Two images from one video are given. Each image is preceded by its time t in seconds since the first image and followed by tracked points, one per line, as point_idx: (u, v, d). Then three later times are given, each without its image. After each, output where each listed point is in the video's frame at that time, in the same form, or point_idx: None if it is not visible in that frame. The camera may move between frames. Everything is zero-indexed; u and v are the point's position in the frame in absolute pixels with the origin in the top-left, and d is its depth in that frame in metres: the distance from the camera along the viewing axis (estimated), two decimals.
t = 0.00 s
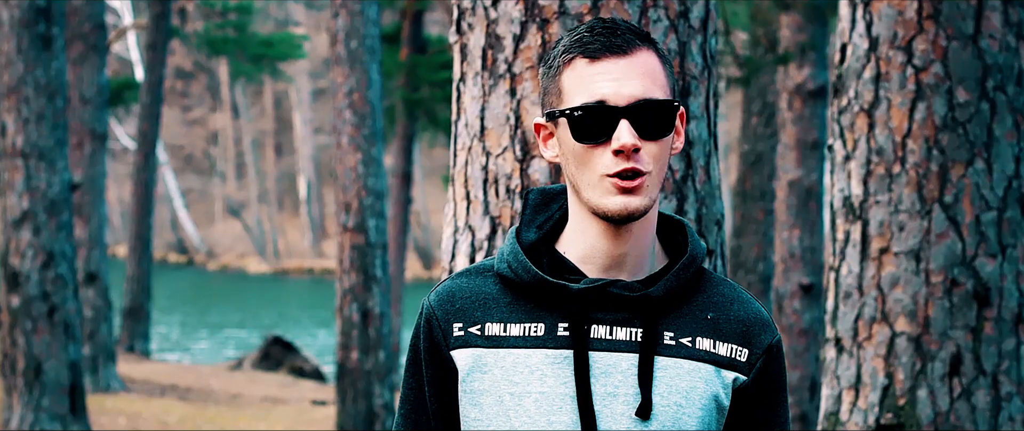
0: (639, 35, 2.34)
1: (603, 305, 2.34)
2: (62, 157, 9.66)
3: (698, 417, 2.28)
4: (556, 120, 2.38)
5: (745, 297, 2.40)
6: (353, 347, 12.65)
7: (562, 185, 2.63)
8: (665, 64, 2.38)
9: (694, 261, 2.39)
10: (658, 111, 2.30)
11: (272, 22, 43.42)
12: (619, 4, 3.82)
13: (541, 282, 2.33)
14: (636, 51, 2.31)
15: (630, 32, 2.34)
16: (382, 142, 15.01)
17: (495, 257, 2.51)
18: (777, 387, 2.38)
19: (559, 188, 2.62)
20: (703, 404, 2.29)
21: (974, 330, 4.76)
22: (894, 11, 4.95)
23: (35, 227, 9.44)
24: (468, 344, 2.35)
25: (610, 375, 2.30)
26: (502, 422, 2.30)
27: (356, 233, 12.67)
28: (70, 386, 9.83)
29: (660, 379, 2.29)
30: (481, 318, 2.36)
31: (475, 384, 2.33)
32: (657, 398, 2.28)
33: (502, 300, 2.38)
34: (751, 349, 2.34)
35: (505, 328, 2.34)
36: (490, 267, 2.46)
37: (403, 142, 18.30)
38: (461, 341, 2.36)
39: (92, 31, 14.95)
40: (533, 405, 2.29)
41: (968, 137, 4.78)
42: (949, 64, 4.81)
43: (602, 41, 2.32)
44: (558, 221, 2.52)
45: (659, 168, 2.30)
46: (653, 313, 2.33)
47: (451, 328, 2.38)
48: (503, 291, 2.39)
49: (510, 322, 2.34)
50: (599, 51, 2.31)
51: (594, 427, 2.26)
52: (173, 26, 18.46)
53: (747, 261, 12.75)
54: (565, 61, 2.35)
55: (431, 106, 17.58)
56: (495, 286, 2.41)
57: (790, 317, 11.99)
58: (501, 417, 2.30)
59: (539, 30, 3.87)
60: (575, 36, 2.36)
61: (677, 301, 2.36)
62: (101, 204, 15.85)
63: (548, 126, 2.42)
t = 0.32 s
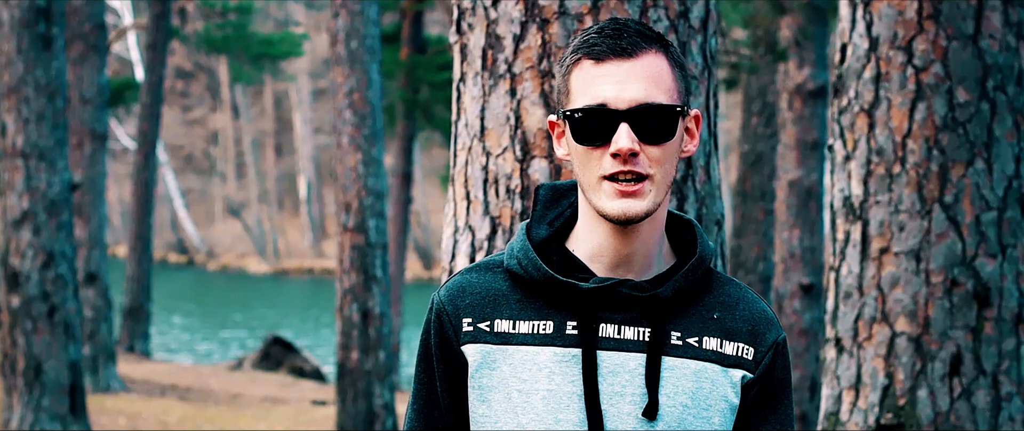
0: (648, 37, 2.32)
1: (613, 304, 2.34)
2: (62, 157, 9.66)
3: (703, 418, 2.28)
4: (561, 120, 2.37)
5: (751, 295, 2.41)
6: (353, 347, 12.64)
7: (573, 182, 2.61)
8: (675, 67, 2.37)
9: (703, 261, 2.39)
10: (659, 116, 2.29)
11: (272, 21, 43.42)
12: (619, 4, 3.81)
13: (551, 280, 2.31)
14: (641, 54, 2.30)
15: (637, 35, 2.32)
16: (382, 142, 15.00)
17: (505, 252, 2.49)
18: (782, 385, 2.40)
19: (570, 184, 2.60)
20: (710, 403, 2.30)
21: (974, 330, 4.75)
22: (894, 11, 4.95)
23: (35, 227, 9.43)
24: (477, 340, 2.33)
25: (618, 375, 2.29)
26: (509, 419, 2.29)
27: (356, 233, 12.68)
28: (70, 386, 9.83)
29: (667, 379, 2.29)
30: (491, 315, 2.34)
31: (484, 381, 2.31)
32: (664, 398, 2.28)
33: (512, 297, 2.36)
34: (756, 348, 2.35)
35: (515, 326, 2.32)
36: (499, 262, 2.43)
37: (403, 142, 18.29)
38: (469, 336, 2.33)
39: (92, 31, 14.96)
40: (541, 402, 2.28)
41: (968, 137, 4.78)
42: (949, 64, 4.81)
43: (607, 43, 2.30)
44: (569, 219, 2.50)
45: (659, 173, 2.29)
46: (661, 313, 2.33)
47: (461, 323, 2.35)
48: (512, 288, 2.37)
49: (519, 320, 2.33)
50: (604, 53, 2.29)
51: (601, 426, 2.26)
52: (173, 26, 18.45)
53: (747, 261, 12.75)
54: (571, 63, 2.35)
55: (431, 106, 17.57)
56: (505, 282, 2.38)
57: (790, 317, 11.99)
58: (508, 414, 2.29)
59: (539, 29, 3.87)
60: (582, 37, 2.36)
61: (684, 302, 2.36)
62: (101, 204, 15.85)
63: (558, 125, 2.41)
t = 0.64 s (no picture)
0: (641, 42, 2.29)
1: (617, 306, 2.33)
2: (62, 157, 9.66)
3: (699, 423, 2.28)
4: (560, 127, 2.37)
5: (759, 305, 2.41)
6: (353, 347, 12.63)
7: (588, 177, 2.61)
8: (674, 69, 2.32)
9: (712, 267, 2.38)
10: (653, 123, 2.26)
11: (271, 21, 43.40)
12: (619, 4, 3.81)
13: (557, 279, 2.31)
14: (633, 60, 2.27)
15: (630, 41, 2.29)
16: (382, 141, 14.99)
17: (515, 246, 2.50)
18: (783, 397, 2.40)
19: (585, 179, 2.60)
20: (705, 411, 2.29)
21: (974, 330, 4.75)
22: (894, 11, 4.95)
23: (35, 227, 9.43)
24: (480, 334, 2.33)
25: (617, 378, 2.29)
26: (506, 415, 2.29)
27: (356, 233, 12.69)
28: (70, 386, 9.83)
29: (666, 385, 2.29)
30: (495, 309, 2.34)
31: (483, 375, 2.31)
32: (661, 404, 2.27)
33: (518, 292, 2.36)
34: (759, 360, 2.35)
35: (518, 322, 2.32)
36: (508, 257, 2.45)
37: (403, 142, 18.28)
38: (473, 330, 2.34)
39: (92, 31, 14.96)
40: (538, 400, 2.28)
41: (967, 137, 4.78)
42: (949, 64, 4.81)
43: (601, 52, 2.28)
44: (580, 218, 2.51)
45: (656, 180, 2.27)
46: (664, 319, 2.32)
47: (466, 315, 2.36)
48: (519, 284, 2.37)
49: (523, 316, 2.32)
50: (597, 61, 2.27)
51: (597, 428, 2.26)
52: (173, 26, 18.44)
53: (747, 261, 12.74)
54: (568, 72, 2.34)
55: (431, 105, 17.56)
56: (512, 277, 2.39)
57: (790, 316, 12.01)
58: (506, 410, 2.29)
59: (539, 29, 3.86)
60: (579, 45, 2.34)
61: (689, 308, 2.35)
62: (101, 204, 15.86)
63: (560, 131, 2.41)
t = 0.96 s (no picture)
0: (595, 34, 2.24)
1: (575, 301, 2.21)
2: (62, 157, 9.66)
3: (663, 418, 2.15)
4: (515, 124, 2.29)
5: (718, 295, 2.26)
6: (353, 346, 12.62)
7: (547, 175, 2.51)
8: (629, 62, 2.26)
9: (669, 260, 2.25)
10: (610, 114, 2.19)
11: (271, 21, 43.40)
12: (619, 4, 3.80)
13: (513, 277, 2.21)
14: (589, 52, 2.21)
15: (585, 32, 2.23)
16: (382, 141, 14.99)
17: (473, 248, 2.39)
18: (751, 389, 2.22)
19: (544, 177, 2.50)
20: (669, 404, 2.15)
21: (974, 330, 4.76)
22: (894, 11, 4.95)
23: (35, 227, 9.43)
24: (441, 335, 2.22)
25: (577, 373, 2.17)
26: (470, 415, 2.18)
27: (356, 233, 12.73)
28: (70, 386, 9.83)
29: (627, 379, 2.15)
30: (455, 309, 2.24)
31: (445, 376, 2.21)
32: (623, 398, 2.15)
33: (477, 291, 2.25)
34: (723, 351, 2.19)
35: (478, 320, 2.21)
36: (466, 258, 2.33)
37: (403, 142, 18.28)
38: (433, 331, 2.23)
39: (92, 31, 14.97)
40: (500, 399, 2.17)
41: (968, 137, 4.79)
42: (949, 64, 4.81)
43: (556, 44, 2.23)
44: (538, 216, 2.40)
45: (617, 170, 2.19)
46: (624, 312, 2.19)
47: (424, 317, 2.25)
48: (478, 283, 2.26)
49: (484, 314, 2.22)
50: (552, 54, 2.22)
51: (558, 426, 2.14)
52: (173, 27, 18.43)
53: (747, 261, 12.73)
54: (523, 66, 2.28)
55: (431, 105, 17.55)
56: (472, 278, 2.28)
57: (790, 317, 12.04)
58: (469, 411, 2.19)
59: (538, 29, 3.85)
60: (532, 40, 2.29)
61: (650, 299, 2.22)
62: (101, 204, 15.87)
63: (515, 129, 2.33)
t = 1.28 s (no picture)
0: (500, 37, 2.17)
1: (478, 299, 2.15)
2: (62, 157, 9.66)
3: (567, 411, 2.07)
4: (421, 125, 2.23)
5: (628, 284, 2.18)
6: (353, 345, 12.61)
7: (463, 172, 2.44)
8: (535, 65, 2.19)
9: (572, 252, 2.17)
10: (513, 117, 2.12)
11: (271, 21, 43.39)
12: (619, 3, 3.78)
13: (415, 278, 2.16)
14: (494, 56, 2.15)
15: (490, 35, 2.17)
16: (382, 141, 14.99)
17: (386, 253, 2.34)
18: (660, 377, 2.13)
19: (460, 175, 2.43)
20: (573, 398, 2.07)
21: (974, 330, 4.80)
22: (894, 11, 4.96)
23: (35, 227, 9.45)
24: (352, 338, 2.18)
25: (480, 369, 2.12)
26: (380, 416, 2.15)
27: (356, 233, 12.79)
28: (70, 386, 9.81)
29: (527, 371, 2.09)
30: (365, 312, 2.19)
31: (356, 378, 2.17)
32: (524, 392, 2.08)
33: (388, 293, 2.20)
34: (628, 340, 2.10)
35: (388, 322, 2.17)
36: (377, 262, 2.28)
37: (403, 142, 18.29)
38: (345, 334, 2.19)
39: (92, 31, 14.94)
40: (406, 398, 2.14)
41: (968, 137, 4.83)
42: (949, 63, 4.84)
43: (461, 47, 2.16)
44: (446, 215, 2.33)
45: (519, 174, 2.12)
46: (526, 307, 2.13)
47: (338, 320, 2.20)
48: (389, 286, 2.21)
49: (393, 315, 2.18)
50: (457, 57, 2.16)
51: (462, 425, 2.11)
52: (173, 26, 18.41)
53: (747, 261, 12.69)
54: (428, 67, 2.21)
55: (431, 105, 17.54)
56: (383, 281, 2.22)
57: (790, 317, 12.05)
58: (379, 411, 2.15)
59: (538, 29, 3.83)
60: (438, 40, 2.22)
61: (553, 293, 2.14)
62: (101, 204, 15.87)
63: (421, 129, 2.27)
